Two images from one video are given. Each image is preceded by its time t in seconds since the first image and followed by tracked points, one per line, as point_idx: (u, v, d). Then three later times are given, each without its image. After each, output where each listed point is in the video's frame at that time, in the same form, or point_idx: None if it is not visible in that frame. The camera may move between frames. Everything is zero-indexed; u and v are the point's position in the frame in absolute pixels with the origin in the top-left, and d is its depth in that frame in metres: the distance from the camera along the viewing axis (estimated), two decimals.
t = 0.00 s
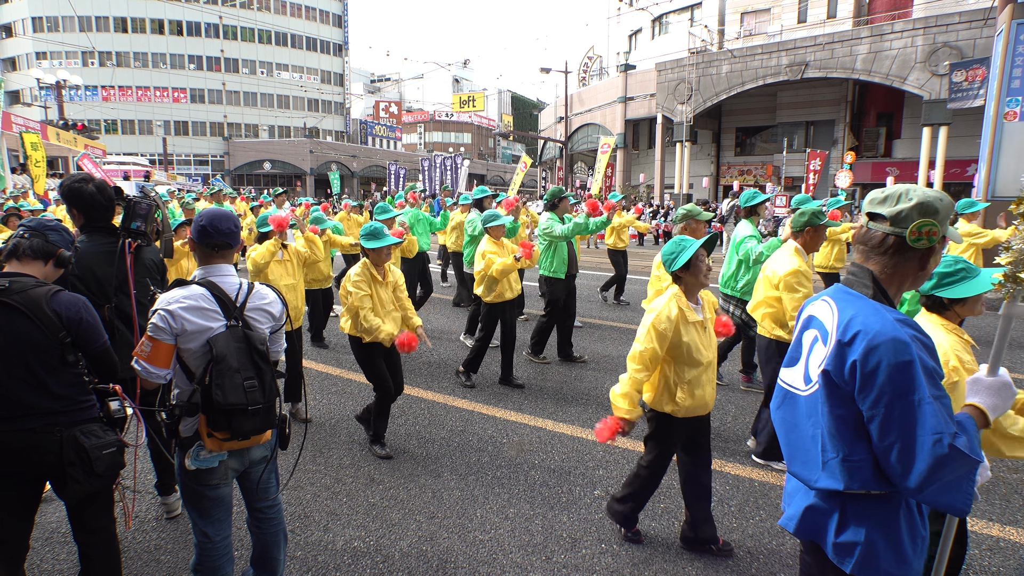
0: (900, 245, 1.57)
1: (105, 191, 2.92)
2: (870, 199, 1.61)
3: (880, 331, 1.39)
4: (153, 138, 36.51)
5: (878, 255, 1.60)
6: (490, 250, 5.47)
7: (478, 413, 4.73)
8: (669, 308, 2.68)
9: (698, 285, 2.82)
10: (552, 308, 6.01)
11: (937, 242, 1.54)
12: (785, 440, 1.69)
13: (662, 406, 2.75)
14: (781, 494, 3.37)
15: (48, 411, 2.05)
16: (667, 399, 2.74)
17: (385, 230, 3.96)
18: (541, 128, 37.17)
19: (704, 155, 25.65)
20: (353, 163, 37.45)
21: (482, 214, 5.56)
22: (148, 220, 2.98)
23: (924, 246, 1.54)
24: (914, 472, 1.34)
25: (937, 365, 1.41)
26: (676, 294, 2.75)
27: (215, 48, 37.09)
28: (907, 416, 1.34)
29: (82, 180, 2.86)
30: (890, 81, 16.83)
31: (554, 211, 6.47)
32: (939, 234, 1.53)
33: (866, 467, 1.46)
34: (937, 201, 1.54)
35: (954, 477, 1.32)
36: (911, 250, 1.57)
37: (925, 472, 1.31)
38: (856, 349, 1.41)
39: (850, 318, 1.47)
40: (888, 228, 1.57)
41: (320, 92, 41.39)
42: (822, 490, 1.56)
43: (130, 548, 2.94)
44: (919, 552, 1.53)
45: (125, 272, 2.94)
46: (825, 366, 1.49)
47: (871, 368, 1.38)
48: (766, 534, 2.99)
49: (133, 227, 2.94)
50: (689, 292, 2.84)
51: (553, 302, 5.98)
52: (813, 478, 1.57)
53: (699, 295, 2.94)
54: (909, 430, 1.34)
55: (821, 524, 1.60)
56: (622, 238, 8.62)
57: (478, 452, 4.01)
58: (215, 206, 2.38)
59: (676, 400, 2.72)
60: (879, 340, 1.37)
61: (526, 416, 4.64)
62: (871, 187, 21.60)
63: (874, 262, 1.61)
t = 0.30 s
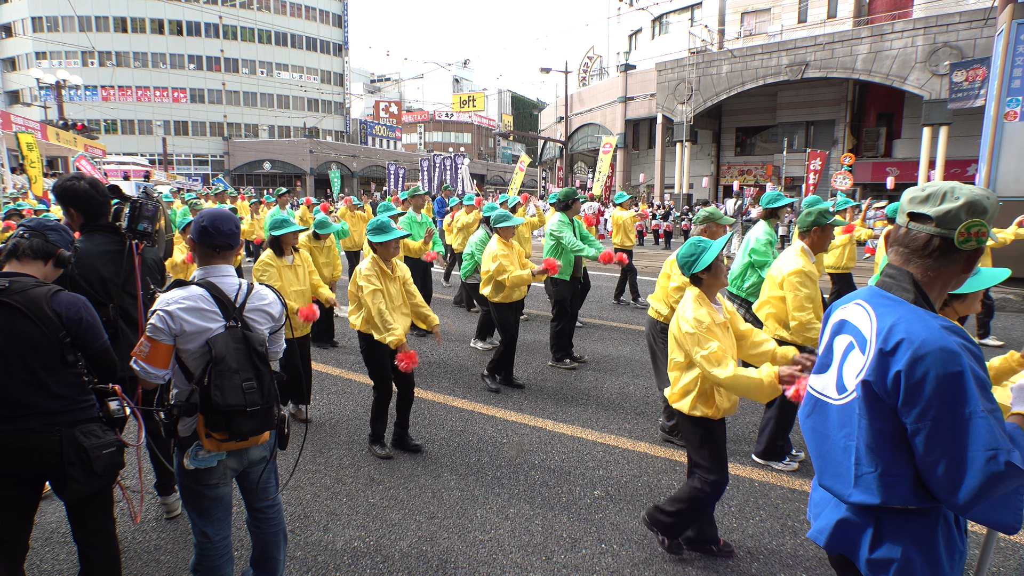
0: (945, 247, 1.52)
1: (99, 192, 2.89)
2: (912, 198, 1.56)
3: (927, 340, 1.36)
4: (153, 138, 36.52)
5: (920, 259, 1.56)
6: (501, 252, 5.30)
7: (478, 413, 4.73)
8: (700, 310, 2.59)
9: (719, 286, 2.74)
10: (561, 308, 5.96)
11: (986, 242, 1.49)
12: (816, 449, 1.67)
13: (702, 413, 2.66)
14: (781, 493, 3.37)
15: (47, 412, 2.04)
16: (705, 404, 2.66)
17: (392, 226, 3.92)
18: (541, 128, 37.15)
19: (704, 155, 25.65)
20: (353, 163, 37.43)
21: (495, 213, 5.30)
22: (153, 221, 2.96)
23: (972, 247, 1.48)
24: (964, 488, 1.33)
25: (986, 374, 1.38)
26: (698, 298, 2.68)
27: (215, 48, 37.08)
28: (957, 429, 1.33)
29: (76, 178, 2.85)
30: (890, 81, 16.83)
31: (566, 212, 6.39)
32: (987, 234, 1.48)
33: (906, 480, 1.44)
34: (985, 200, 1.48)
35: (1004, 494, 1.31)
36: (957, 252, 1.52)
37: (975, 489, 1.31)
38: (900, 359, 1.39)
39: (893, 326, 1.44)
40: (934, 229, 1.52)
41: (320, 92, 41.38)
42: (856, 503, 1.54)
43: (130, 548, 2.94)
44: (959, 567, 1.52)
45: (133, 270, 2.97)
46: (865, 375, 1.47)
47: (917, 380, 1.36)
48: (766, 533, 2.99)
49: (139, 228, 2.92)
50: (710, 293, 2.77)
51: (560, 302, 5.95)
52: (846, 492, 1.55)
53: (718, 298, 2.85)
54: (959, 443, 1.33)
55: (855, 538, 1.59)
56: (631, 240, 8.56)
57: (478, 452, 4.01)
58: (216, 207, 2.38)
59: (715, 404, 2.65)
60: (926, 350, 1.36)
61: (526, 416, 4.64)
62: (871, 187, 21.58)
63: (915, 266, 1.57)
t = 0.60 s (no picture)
0: (977, 246, 1.53)
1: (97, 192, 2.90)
2: (945, 196, 1.57)
3: (956, 340, 1.37)
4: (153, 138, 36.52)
5: (951, 258, 1.57)
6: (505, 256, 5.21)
7: (478, 413, 4.73)
8: (707, 313, 2.57)
9: (722, 290, 2.67)
10: (563, 309, 5.96)
11: (1017, 241, 1.50)
12: (834, 446, 1.68)
13: (712, 413, 2.56)
14: (781, 493, 3.37)
15: (48, 411, 2.05)
16: (714, 405, 2.57)
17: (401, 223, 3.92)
18: (541, 128, 37.14)
19: (704, 155, 25.65)
20: (353, 163, 37.41)
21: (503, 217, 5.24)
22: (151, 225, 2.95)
23: (1004, 246, 1.50)
24: (986, 488, 1.33)
25: (1015, 376, 1.39)
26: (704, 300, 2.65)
27: (215, 48, 37.08)
28: (982, 429, 1.33)
29: (73, 177, 2.86)
30: (890, 81, 16.83)
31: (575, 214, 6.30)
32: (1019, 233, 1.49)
33: (926, 478, 1.45)
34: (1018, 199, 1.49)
35: None
36: (989, 252, 1.53)
37: (999, 492, 1.31)
38: (927, 357, 1.39)
39: (921, 324, 1.45)
40: (965, 228, 1.53)
41: (320, 92, 41.38)
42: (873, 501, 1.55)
43: (130, 548, 2.94)
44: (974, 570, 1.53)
45: (127, 272, 2.96)
46: (890, 372, 1.47)
47: (943, 379, 1.37)
48: (766, 534, 3.00)
49: (137, 231, 2.92)
50: (716, 296, 2.72)
51: (563, 302, 5.93)
52: (864, 489, 1.56)
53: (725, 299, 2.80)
54: (985, 444, 1.33)
55: (869, 536, 1.60)
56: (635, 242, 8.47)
57: (478, 452, 4.01)
58: (215, 207, 2.39)
59: (725, 406, 2.57)
60: (955, 349, 1.36)
61: (525, 416, 4.64)
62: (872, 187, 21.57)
63: (946, 264, 1.59)
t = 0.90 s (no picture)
0: (974, 239, 1.58)
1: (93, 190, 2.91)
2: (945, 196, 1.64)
3: (966, 330, 1.39)
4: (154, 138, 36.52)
5: (952, 250, 1.61)
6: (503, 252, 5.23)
7: (478, 413, 4.73)
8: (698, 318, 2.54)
9: (716, 294, 2.65)
10: (564, 308, 5.96)
11: (1018, 234, 1.51)
12: (854, 439, 1.69)
13: (696, 419, 2.54)
14: (781, 493, 3.37)
15: (48, 411, 2.05)
16: (700, 411, 2.55)
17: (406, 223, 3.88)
18: (542, 128, 37.13)
19: (704, 155, 25.65)
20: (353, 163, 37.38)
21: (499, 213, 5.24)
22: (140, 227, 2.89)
23: (1002, 238, 1.52)
24: (997, 477, 1.34)
25: None
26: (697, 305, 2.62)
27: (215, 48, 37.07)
28: (991, 418, 1.34)
29: (67, 178, 2.84)
30: (890, 81, 16.84)
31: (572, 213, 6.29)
32: (1018, 226, 1.51)
33: (942, 469, 1.45)
34: (1019, 194, 1.51)
35: None
36: (989, 245, 1.56)
37: (1011, 481, 1.32)
38: (937, 348, 1.41)
39: (932, 317, 1.46)
40: (962, 223, 1.59)
41: (320, 92, 41.38)
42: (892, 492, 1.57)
43: (130, 549, 2.94)
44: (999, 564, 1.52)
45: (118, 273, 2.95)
46: (903, 364, 1.49)
47: (953, 369, 1.38)
48: (765, 534, 3.00)
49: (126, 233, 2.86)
50: (710, 299, 2.68)
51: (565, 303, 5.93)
52: (881, 480, 1.58)
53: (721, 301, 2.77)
54: (994, 433, 1.34)
55: (890, 528, 1.62)
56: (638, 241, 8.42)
57: (478, 452, 4.01)
58: (215, 207, 2.39)
59: (711, 414, 2.53)
60: (964, 339, 1.38)
61: (526, 416, 4.64)
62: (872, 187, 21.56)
63: (950, 257, 1.62)
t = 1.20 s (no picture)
0: (973, 236, 1.59)
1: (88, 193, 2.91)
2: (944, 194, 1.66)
3: (973, 322, 1.40)
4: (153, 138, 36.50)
5: (953, 246, 1.63)
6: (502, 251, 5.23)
7: (478, 413, 4.73)
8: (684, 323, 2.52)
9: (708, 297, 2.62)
10: (564, 308, 5.95)
11: (1015, 229, 1.53)
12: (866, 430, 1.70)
13: (685, 425, 2.53)
14: (780, 493, 3.38)
15: (49, 410, 2.05)
16: (688, 417, 2.54)
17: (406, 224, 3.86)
18: (542, 128, 37.12)
19: (704, 155, 25.65)
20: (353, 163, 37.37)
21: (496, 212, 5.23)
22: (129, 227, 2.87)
23: (998, 234, 1.54)
24: (1003, 465, 1.34)
25: None
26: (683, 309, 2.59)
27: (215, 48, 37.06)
28: (997, 406, 1.35)
29: (62, 180, 2.84)
30: (890, 81, 16.84)
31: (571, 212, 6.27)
32: (1015, 221, 1.52)
33: (951, 458, 1.46)
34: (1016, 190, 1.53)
35: None
36: (988, 241, 1.57)
37: (1016, 469, 1.32)
38: (945, 339, 1.42)
39: (941, 309, 1.47)
40: (963, 220, 1.61)
41: (320, 92, 41.37)
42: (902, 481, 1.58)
43: (130, 549, 2.94)
44: (1011, 555, 1.51)
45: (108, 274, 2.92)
46: (912, 354, 1.50)
47: (959, 360, 1.39)
48: (766, 534, 3.00)
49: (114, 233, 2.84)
50: (696, 304, 2.66)
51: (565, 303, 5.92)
52: (892, 470, 1.58)
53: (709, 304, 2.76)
54: (1001, 421, 1.34)
55: (902, 518, 1.62)
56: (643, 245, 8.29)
57: (478, 452, 4.01)
58: (218, 207, 2.39)
59: (700, 419, 2.52)
60: (970, 330, 1.39)
61: (526, 416, 4.64)
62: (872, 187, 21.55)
63: (953, 254, 1.63)
